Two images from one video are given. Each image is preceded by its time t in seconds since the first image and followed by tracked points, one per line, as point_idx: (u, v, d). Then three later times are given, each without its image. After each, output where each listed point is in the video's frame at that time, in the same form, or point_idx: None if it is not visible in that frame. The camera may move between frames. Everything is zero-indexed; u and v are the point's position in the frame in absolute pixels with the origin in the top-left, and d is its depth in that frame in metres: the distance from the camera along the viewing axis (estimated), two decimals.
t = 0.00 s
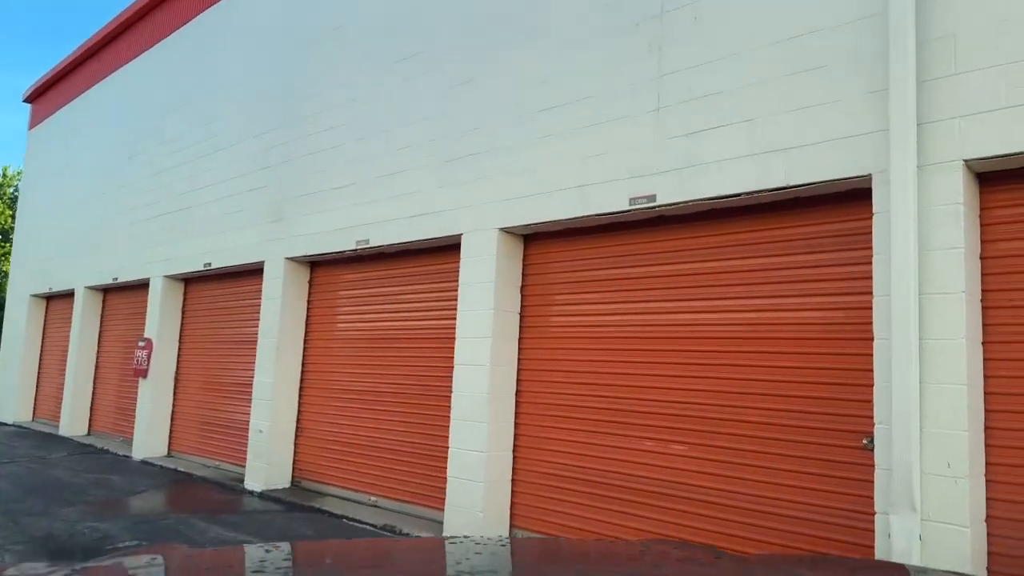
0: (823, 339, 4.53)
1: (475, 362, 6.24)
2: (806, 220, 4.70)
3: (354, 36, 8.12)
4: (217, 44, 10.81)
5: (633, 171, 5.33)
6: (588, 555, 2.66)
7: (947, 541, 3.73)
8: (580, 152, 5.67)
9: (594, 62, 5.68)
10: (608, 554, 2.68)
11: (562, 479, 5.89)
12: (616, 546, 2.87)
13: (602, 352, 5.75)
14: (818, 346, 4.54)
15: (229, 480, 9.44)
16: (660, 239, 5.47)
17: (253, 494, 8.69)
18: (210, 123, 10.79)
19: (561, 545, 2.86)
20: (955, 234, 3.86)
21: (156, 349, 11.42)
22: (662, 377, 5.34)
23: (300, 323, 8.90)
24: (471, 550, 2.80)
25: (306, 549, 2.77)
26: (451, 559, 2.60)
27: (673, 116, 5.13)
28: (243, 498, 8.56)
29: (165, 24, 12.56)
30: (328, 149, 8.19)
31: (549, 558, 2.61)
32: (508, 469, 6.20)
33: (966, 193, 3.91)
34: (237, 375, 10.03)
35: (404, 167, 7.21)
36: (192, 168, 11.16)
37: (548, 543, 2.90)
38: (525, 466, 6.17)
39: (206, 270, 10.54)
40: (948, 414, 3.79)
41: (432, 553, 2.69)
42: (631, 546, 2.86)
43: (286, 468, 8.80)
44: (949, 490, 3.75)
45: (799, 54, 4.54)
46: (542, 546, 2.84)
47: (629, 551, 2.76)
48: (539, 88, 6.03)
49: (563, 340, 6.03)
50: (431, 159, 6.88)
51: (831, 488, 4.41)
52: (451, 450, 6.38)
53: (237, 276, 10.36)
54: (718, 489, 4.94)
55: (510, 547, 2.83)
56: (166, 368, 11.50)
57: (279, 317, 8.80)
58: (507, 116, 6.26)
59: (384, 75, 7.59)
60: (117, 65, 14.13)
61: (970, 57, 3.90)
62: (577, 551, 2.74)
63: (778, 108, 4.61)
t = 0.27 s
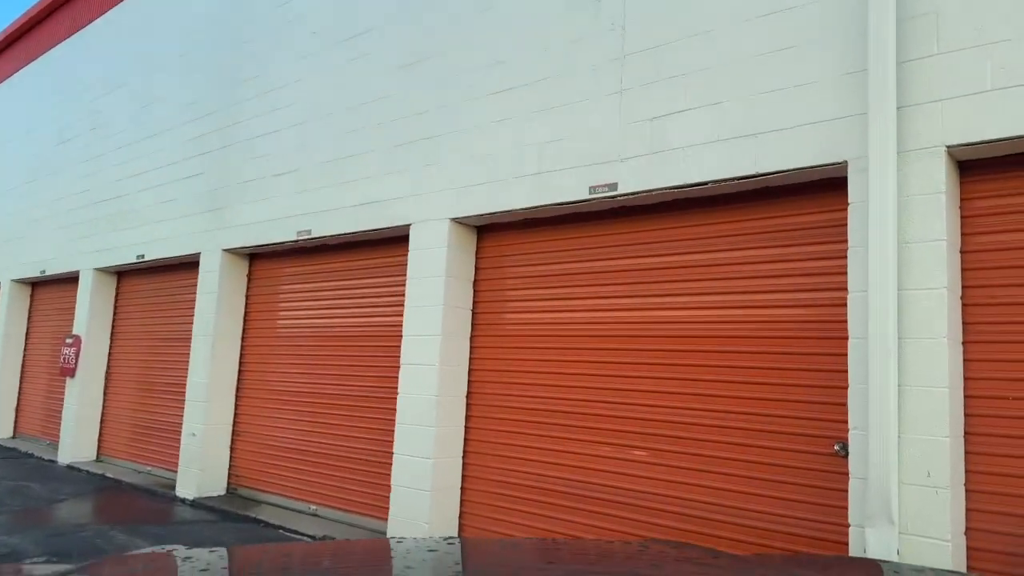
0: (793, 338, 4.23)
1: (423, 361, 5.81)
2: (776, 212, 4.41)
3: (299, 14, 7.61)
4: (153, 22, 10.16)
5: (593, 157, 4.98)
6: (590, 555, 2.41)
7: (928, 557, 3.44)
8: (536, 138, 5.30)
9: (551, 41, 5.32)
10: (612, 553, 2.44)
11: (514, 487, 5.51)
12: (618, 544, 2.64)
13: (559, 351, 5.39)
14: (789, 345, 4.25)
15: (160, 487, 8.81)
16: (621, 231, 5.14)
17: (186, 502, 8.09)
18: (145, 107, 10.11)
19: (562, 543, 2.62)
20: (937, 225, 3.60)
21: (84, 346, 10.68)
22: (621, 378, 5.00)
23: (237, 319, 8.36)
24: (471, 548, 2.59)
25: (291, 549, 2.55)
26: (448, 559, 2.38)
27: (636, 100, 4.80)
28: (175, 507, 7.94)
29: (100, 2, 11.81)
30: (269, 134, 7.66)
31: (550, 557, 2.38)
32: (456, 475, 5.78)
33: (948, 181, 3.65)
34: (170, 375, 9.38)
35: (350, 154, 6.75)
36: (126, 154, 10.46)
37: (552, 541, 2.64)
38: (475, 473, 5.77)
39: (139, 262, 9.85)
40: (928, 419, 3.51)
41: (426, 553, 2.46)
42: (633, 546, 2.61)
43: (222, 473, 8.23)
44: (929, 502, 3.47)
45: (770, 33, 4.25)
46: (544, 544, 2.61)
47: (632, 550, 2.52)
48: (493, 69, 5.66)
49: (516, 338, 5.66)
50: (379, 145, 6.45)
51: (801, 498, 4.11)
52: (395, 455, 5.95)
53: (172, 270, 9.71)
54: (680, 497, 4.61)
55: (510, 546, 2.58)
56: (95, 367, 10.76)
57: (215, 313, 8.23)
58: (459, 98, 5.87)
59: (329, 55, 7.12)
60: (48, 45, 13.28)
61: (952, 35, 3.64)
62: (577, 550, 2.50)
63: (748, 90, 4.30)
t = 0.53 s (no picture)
0: (764, 335, 3.97)
1: (371, 360, 5.43)
2: (746, 200, 4.15)
3: None
4: None
5: (552, 141, 4.66)
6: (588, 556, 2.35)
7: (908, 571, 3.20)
8: (492, 121, 4.96)
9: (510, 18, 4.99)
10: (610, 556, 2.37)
11: (467, 493, 5.16)
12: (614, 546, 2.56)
13: (515, 349, 5.06)
14: (759, 342, 3.99)
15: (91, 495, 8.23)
16: (582, 221, 4.83)
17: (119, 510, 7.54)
18: (81, 88, 9.49)
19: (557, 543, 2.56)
20: (918, 213, 3.36)
21: (14, 343, 10.03)
22: (581, 377, 4.70)
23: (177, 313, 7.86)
24: (476, 547, 2.56)
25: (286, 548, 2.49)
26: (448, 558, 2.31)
27: (599, 80, 4.49)
28: (106, 516, 7.40)
29: None
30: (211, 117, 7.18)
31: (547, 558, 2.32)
32: (405, 482, 5.41)
33: (930, 166, 3.42)
34: (105, 374, 8.80)
35: (296, 138, 6.33)
36: (60, 139, 9.82)
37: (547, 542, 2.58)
38: (425, 478, 5.40)
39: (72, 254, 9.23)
40: (908, 423, 3.27)
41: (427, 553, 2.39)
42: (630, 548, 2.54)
43: (158, 478, 7.70)
44: (909, 511, 3.23)
45: (741, 9, 3.99)
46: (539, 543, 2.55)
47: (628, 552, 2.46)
48: (447, 47, 5.31)
49: (471, 335, 5.32)
50: (326, 129, 6.05)
51: (771, 505, 3.85)
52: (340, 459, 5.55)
53: (109, 263, 9.13)
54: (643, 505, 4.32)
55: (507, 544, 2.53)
56: (26, 365, 10.10)
57: (150, 309, 7.71)
58: (411, 79, 5.50)
59: (275, 33, 6.68)
60: None
61: (935, 10, 3.41)
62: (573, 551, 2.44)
63: (717, 71, 4.03)
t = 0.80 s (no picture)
0: (739, 329, 3.73)
1: (320, 358, 5.08)
2: (718, 187, 3.91)
3: None
4: None
5: (513, 125, 4.37)
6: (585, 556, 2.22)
7: None
8: (450, 103, 4.65)
9: None
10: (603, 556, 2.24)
11: (423, 500, 4.85)
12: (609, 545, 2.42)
13: (474, 346, 4.76)
14: (732, 336, 3.76)
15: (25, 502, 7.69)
16: (546, 210, 4.55)
17: (52, 519, 7.03)
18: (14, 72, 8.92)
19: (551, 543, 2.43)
20: (903, 199, 3.14)
21: None
22: (544, 376, 4.42)
23: (116, 309, 7.38)
24: (465, 546, 2.37)
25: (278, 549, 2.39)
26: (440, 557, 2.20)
27: (563, 59, 4.22)
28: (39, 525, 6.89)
29: None
30: (152, 101, 6.74)
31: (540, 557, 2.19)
32: (358, 487, 5.08)
33: (915, 148, 3.20)
34: (40, 375, 8.25)
35: (242, 122, 5.94)
36: None
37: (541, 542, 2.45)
38: (378, 484, 5.07)
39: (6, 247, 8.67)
40: (892, 423, 3.05)
41: (418, 552, 2.28)
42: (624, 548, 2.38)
43: (96, 484, 7.20)
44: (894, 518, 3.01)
45: None
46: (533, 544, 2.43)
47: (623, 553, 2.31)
48: (402, 24, 4.99)
49: (427, 331, 5.01)
50: (274, 112, 5.69)
51: (745, 511, 3.62)
52: (287, 464, 5.17)
53: (46, 257, 8.59)
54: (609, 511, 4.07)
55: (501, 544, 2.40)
56: None
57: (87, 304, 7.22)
58: (364, 59, 5.18)
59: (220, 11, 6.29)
60: None
61: None
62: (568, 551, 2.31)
63: (688, 48, 3.78)
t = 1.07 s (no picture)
0: (716, 327, 3.55)
1: (274, 358, 4.80)
2: (694, 179, 3.73)
3: None
4: None
5: (480, 111, 4.14)
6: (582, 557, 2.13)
7: None
8: (413, 88, 4.41)
9: None
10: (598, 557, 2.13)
11: (383, 508, 4.60)
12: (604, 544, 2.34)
13: (438, 345, 4.52)
14: (709, 334, 3.57)
15: None
16: (514, 203, 4.33)
17: None
18: None
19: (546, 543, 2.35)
20: (889, 190, 2.98)
21: None
22: (511, 376, 4.20)
23: (61, 306, 6.99)
24: (465, 545, 2.30)
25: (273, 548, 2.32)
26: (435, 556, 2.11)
27: (533, 43, 4.00)
28: None
29: None
30: (101, 86, 6.39)
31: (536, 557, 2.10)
32: (315, 494, 4.82)
33: (901, 137, 3.04)
34: None
35: (195, 109, 5.63)
36: None
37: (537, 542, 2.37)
38: (336, 491, 4.81)
39: None
40: (877, 426, 2.88)
41: (415, 551, 2.20)
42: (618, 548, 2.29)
43: (37, 492, 6.79)
44: (879, 527, 2.84)
45: None
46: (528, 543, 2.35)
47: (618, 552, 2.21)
48: (364, 6, 4.74)
49: (388, 329, 4.76)
50: (229, 98, 5.39)
51: (723, 519, 3.44)
52: (240, 470, 4.88)
53: None
54: (579, 518, 3.86)
55: (496, 544, 2.31)
56: None
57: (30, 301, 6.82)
58: (323, 43, 4.91)
59: None
60: None
61: None
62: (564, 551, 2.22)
63: (663, 31, 3.58)
